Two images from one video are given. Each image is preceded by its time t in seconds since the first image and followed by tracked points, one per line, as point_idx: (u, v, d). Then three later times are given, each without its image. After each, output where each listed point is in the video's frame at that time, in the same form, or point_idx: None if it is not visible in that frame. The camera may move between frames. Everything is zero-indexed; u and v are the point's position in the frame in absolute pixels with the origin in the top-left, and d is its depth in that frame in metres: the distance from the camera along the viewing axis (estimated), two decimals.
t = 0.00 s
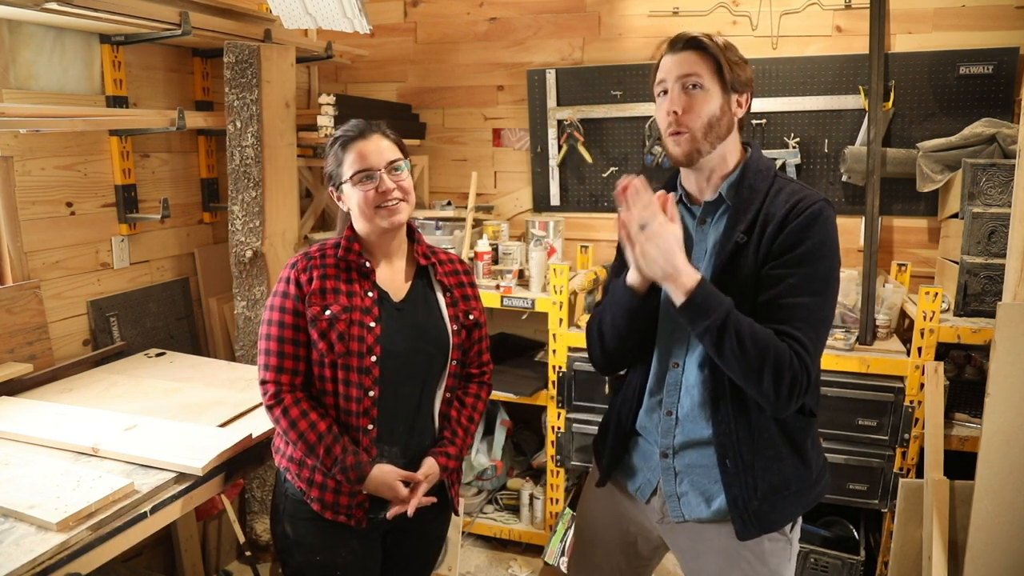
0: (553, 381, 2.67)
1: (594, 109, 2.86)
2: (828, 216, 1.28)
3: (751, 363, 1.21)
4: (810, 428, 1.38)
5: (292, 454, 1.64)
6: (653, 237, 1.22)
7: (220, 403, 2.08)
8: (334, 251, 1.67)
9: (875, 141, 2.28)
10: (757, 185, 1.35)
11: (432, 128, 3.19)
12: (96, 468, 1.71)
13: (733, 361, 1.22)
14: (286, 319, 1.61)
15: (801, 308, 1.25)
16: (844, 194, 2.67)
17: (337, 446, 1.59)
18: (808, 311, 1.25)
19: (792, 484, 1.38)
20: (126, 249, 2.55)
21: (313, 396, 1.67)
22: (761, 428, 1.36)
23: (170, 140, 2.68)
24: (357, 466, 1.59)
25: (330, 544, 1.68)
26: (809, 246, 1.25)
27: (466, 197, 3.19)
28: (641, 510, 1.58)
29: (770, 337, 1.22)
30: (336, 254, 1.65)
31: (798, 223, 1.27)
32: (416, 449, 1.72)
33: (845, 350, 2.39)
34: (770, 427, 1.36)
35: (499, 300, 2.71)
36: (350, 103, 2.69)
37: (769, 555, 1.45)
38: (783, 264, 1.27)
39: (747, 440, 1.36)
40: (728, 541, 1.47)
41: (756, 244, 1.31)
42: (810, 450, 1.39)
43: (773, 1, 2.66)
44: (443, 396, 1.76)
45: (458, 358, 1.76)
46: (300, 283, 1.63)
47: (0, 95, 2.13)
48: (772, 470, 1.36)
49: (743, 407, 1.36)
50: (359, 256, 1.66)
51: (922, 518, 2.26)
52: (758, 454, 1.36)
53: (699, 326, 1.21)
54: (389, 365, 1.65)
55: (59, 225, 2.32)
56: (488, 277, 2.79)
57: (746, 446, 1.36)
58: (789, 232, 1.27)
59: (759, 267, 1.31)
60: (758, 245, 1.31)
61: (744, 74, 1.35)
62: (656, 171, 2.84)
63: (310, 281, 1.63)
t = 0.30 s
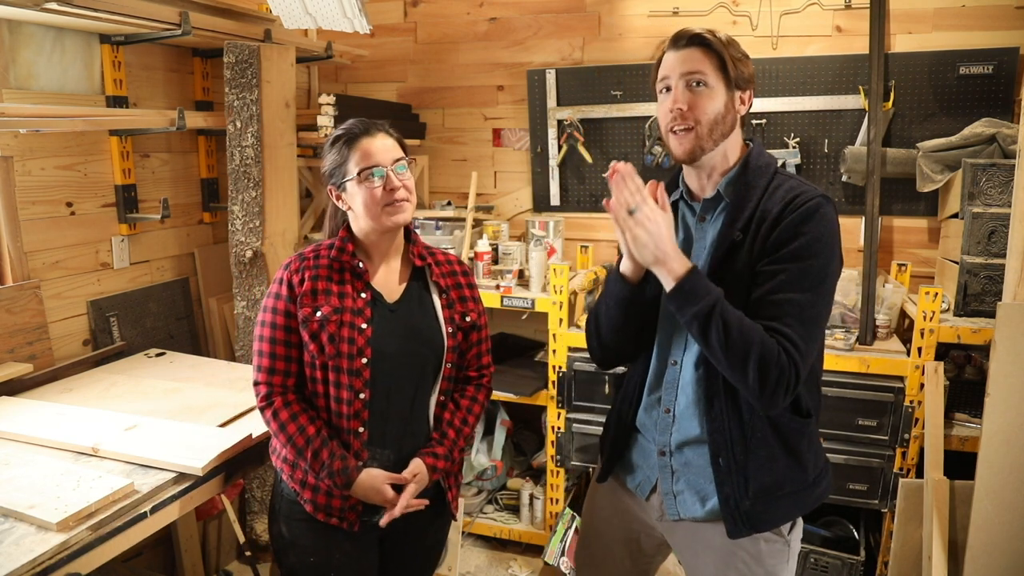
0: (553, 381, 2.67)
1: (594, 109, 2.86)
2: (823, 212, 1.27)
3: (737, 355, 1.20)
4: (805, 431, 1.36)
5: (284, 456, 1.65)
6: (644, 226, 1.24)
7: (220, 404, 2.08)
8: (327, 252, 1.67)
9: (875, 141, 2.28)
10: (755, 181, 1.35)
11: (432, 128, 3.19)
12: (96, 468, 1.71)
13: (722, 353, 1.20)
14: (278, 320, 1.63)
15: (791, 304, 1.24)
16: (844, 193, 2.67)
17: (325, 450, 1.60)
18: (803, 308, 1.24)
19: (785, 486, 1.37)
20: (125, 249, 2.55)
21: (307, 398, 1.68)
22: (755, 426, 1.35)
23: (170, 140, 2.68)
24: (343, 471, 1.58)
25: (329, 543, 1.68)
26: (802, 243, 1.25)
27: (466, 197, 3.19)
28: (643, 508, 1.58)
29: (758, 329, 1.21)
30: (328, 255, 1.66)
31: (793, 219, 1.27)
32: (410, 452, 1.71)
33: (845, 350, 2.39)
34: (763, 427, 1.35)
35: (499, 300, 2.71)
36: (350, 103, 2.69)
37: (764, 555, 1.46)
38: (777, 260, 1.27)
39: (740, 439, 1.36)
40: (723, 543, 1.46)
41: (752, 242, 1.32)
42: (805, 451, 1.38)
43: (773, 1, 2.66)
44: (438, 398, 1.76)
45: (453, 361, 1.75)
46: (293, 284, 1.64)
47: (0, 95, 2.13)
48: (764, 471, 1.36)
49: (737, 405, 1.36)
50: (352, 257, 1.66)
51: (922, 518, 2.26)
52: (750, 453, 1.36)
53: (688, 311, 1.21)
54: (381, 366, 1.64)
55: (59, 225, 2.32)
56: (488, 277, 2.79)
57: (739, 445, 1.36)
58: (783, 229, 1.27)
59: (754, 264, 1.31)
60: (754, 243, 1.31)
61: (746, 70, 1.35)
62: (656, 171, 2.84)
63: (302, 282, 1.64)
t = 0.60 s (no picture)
0: (553, 381, 2.67)
1: (594, 109, 2.86)
2: (821, 216, 1.26)
3: (733, 360, 1.20)
4: (798, 434, 1.35)
5: (283, 458, 1.65)
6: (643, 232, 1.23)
7: (220, 404, 2.08)
8: (327, 253, 1.67)
9: (875, 141, 2.28)
10: (754, 180, 1.35)
11: (432, 128, 3.19)
12: (95, 468, 1.71)
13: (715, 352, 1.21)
14: (276, 323, 1.62)
15: (787, 309, 1.23)
16: (844, 193, 2.67)
17: (324, 454, 1.59)
18: (797, 313, 1.23)
19: (776, 489, 1.37)
20: (126, 249, 2.55)
21: (306, 401, 1.68)
22: (747, 427, 1.35)
23: (170, 140, 2.68)
24: (343, 476, 1.59)
25: (329, 543, 1.68)
26: (799, 245, 1.24)
27: (466, 197, 3.19)
28: (641, 507, 1.58)
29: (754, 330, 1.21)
30: (327, 256, 1.66)
31: (789, 223, 1.26)
32: (409, 453, 1.71)
33: (845, 350, 2.38)
34: (755, 429, 1.35)
35: (499, 300, 2.71)
36: (350, 103, 2.69)
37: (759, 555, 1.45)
38: (772, 264, 1.27)
39: (731, 441, 1.36)
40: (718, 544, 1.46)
41: (749, 241, 1.32)
42: (797, 454, 1.37)
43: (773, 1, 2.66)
44: (438, 400, 1.76)
45: (453, 362, 1.75)
46: (292, 286, 1.64)
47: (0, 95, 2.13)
48: (757, 472, 1.36)
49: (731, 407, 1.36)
50: (352, 258, 1.67)
51: (922, 518, 2.26)
52: (741, 454, 1.36)
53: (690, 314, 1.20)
54: (380, 368, 1.64)
55: (59, 225, 2.32)
56: (488, 277, 2.79)
57: (730, 446, 1.36)
58: (779, 232, 1.27)
59: (750, 266, 1.32)
60: (751, 243, 1.32)
61: (745, 68, 1.35)
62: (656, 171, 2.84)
63: (300, 285, 1.64)
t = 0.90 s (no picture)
0: (553, 381, 2.67)
1: (594, 109, 2.86)
2: (835, 213, 1.26)
3: (740, 368, 1.20)
4: (797, 439, 1.33)
5: (286, 460, 1.66)
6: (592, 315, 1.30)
7: (220, 404, 2.08)
8: (324, 254, 1.67)
9: (875, 141, 2.28)
10: (768, 177, 1.35)
11: (432, 128, 3.19)
12: (95, 468, 1.71)
13: (711, 382, 1.23)
14: (276, 325, 1.62)
15: (803, 302, 1.22)
16: (844, 193, 2.67)
17: (329, 456, 1.59)
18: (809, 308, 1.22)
19: (772, 489, 1.36)
20: (126, 249, 2.55)
21: (307, 403, 1.68)
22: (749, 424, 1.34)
23: (170, 140, 2.68)
24: (349, 476, 1.59)
25: (330, 544, 1.68)
26: (813, 237, 1.24)
27: (466, 197, 3.19)
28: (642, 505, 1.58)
29: (755, 341, 1.22)
30: (325, 257, 1.66)
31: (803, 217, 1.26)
32: (411, 452, 1.71)
33: (845, 350, 2.38)
34: (755, 429, 1.34)
35: (499, 300, 2.71)
36: (350, 103, 2.69)
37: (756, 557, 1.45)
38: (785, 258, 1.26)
39: (730, 439, 1.36)
40: (713, 540, 1.46)
41: (762, 238, 1.31)
42: (796, 458, 1.36)
43: (773, 1, 2.66)
44: (439, 400, 1.76)
45: (453, 361, 1.75)
46: (291, 288, 1.64)
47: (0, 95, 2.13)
48: (752, 473, 1.35)
49: (731, 406, 1.34)
50: (351, 259, 1.67)
51: (923, 518, 2.26)
52: (739, 454, 1.35)
53: (669, 359, 1.23)
54: (381, 368, 1.64)
55: (59, 225, 2.32)
56: (488, 278, 2.79)
57: (729, 445, 1.36)
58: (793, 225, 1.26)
59: (762, 262, 1.30)
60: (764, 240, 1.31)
61: (748, 56, 1.31)
62: (656, 171, 2.84)
63: (300, 286, 1.64)
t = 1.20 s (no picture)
0: (553, 381, 2.67)
1: (594, 109, 2.86)
2: (841, 223, 1.24)
3: (744, 368, 1.22)
4: (799, 448, 1.33)
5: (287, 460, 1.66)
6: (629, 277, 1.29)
7: (220, 404, 2.08)
8: (323, 255, 1.67)
9: (875, 141, 2.28)
10: (773, 181, 1.35)
11: (432, 128, 3.19)
12: (95, 469, 1.71)
13: (721, 372, 1.24)
14: (276, 326, 1.62)
15: (806, 319, 1.23)
16: (844, 193, 2.67)
17: (334, 452, 1.59)
18: (812, 322, 1.23)
19: (771, 499, 1.36)
20: (126, 249, 2.55)
21: (307, 403, 1.68)
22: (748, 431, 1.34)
23: (170, 140, 2.68)
24: (356, 471, 1.59)
25: (330, 543, 1.68)
26: (816, 251, 1.23)
27: (466, 197, 3.19)
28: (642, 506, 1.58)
29: (764, 347, 1.23)
30: (324, 257, 1.66)
31: (808, 226, 1.25)
32: (411, 451, 1.72)
33: (845, 350, 2.39)
34: (755, 437, 1.34)
35: (499, 300, 2.71)
36: (350, 103, 2.69)
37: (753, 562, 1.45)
38: (788, 268, 1.25)
39: (730, 447, 1.36)
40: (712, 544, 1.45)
41: (764, 246, 1.31)
42: (797, 468, 1.35)
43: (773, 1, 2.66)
44: (435, 399, 1.76)
45: (451, 361, 1.75)
46: (290, 289, 1.64)
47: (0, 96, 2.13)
48: (752, 481, 1.35)
49: (732, 413, 1.35)
50: (349, 259, 1.67)
51: (923, 519, 2.26)
52: (739, 462, 1.36)
53: (690, 334, 1.24)
54: (382, 367, 1.65)
55: (59, 225, 2.32)
56: (488, 278, 2.79)
57: (729, 452, 1.36)
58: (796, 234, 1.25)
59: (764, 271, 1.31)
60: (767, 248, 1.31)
61: (748, 59, 1.30)
62: (656, 171, 2.84)
63: (299, 286, 1.64)
